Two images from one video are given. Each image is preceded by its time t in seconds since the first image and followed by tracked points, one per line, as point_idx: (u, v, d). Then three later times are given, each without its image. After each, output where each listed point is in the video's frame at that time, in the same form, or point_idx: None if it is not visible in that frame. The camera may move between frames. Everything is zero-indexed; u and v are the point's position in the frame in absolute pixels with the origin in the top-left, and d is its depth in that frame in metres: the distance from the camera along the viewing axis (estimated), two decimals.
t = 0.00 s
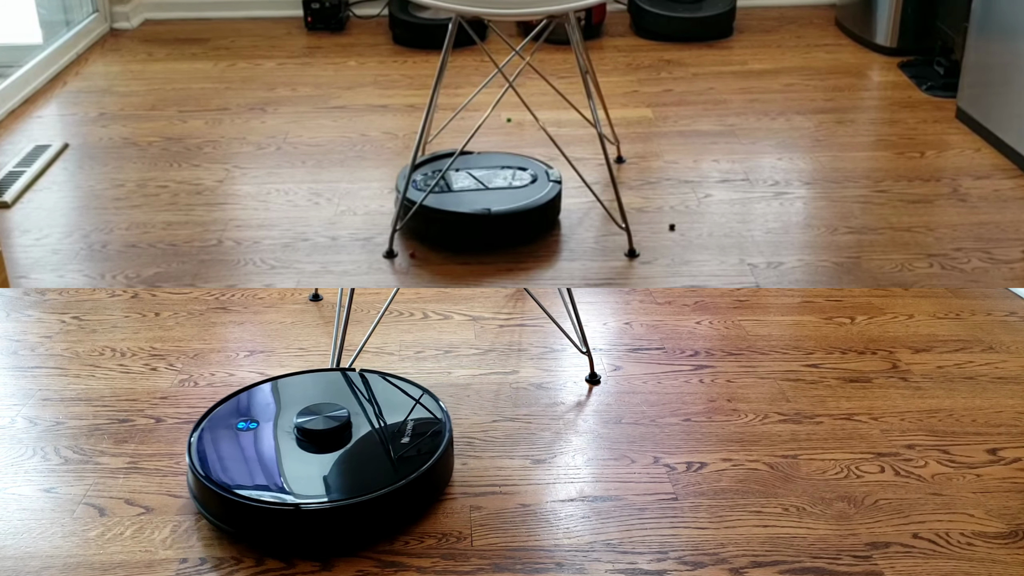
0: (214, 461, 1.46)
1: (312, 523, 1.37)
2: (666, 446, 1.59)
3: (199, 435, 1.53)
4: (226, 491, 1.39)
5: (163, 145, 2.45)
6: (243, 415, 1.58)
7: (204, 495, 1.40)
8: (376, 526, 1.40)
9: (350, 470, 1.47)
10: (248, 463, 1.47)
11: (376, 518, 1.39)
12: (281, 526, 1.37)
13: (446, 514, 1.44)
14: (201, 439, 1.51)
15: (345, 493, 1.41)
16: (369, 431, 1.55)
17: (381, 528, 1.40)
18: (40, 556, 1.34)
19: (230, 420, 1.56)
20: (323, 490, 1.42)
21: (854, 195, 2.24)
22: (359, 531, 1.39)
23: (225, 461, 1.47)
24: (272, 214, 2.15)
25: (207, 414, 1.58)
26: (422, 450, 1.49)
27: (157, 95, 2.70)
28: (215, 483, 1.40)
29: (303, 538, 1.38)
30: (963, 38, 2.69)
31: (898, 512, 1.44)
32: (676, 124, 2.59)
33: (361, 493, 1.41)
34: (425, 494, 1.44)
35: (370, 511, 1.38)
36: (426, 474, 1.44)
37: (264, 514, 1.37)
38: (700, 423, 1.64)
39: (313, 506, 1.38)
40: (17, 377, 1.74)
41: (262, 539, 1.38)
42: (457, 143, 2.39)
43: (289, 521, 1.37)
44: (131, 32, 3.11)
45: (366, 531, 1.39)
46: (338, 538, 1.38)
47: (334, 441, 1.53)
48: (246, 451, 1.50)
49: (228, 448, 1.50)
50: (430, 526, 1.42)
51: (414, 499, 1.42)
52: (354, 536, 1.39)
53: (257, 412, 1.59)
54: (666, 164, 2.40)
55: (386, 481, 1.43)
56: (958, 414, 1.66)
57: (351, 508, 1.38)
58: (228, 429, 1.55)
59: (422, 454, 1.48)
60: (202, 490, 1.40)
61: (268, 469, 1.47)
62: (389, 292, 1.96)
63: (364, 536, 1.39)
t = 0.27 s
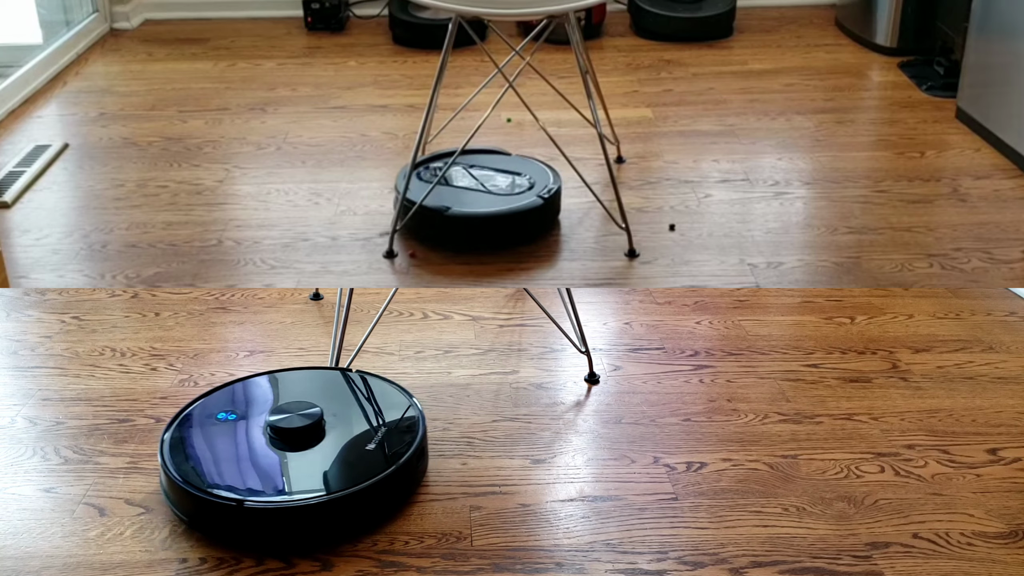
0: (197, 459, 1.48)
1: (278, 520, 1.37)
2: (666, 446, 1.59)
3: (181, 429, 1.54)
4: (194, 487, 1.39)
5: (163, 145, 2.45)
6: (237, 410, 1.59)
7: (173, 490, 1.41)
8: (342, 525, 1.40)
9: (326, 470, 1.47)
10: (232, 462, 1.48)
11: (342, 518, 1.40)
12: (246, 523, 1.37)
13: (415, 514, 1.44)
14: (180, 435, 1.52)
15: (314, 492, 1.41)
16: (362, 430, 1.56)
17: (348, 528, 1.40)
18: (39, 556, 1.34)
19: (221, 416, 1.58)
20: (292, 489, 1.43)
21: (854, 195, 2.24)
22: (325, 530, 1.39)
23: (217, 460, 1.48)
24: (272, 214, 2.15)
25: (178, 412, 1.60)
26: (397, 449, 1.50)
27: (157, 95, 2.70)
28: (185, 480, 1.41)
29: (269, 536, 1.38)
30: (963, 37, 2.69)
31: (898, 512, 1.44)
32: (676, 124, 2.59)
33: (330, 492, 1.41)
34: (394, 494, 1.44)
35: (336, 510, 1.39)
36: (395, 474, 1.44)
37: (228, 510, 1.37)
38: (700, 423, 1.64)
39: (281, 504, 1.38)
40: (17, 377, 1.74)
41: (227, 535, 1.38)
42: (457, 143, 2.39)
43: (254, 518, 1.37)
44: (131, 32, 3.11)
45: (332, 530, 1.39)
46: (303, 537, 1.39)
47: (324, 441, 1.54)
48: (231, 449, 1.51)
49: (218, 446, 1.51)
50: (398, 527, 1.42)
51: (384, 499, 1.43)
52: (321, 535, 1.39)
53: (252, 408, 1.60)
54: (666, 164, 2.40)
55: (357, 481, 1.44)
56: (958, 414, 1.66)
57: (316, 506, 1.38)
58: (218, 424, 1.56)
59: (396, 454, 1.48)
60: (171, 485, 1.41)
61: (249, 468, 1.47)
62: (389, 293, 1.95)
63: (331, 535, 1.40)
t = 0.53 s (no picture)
0: (199, 458, 1.48)
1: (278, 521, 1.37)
2: (666, 446, 1.59)
3: (184, 430, 1.54)
4: (196, 487, 1.39)
5: (163, 145, 2.45)
6: (239, 411, 1.59)
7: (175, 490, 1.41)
8: (343, 528, 1.39)
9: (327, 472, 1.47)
10: (234, 463, 1.48)
11: (344, 520, 1.39)
12: (247, 523, 1.37)
13: (418, 517, 1.44)
14: (183, 436, 1.52)
15: (314, 493, 1.41)
16: (363, 431, 1.56)
17: (349, 530, 1.40)
18: (40, 556, 1.34)
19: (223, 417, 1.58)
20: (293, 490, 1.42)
21: (854, 195, 2.24)
22: (327, 532, 1.39)
23: (219, 461, 1.48)
24: (272, 214, 2.15)
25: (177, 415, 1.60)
26: (399, 451, 1.49)
27: (157, 95, 2.70)
28: (187, 480, 1.41)
29: (270, 536, 1.38)
30: (963, 37, 2.69)
31: (898, 512, 1.44)
32: (676, 124, 2.59)
33: (331, 494, 1.41)
34: (397, 497, 1.44)
35: (338, 511, 1.38)
36: (399, 476, 1.43)
37: (229, 511, 1.37)
38: (700, 423, 1.64)
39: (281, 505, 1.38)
40: (17, 377, 1.74)
41: (228, 535, 1.38)
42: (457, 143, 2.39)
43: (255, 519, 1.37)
44: (131, 32, 3.11)
45: (332, 532, 1.39)
46: (305, 538, 1.38)
47: (326, 442, 1.54)
48: (232, 450, 1.51)
49: (222, 447, 1.51)
50: (400, 529, 1.41)
51: (386, 501, 1.42)
52: (322, 537, 1.39)
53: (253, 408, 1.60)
54: (666, 164, 2.40)
55: (359, 481, 1.44)
56: (958, 414, 1.66)
57: (317, 508, 1.38)
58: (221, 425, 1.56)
59: (399, 456, 1.48)
60: (174, 485, 1.41)
61: (251, 468, 1.47)
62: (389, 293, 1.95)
63: (332, 537, 1.39)
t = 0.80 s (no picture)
0: (197, 459, 1.47)
1: (277, 521, 1.37)
2: (666, 446, 1.59)
3: (184, 430, 1.54)
4: (196, 487, 1.39)
5: (163, 145, 2.45)
6: (239, 411, 1.59)
7: (175, 490, 1.41)
8: (342, 529, 1.39)
9: (327, 473, 1.47)
10: (234, 463, 1.48)
11: (342, 521, 1.39)
12: (245, 524, 1.37)
13: (417, 518, 1.43)
14: (182, 436, 1.52)
15: (312, 493, 1.41)
16: (363, 431, 1.55)
17: (348, 531, 1.39)
18: (39, 556, 1.34)
19: (223, 418, 1.58)
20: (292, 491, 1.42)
21: (854, 195, 2.24)
22: (325, 533, 1.38)
23: (218, 461, 1.48)
24: (273, 214, 2.15)
25: (179, 415, 1.60)
26: (400, 452, 1.49)
27: (157, 95, 2.70)
28: (187, 480, 1.41)
29: (268, 537, 1.37)
30: (962, 37, 2.69)
31: (898, 512, 1.44)
32: (676, 124, 2.58)
33: (330, 494, 1.40)
34: (396, 497, 1.43)
35: (336, 512, 1.38)
36: (399, 476, 1.44)
37: (227, 511, 1.37)
38: (700, 423, 1.64)
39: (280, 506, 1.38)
40: (17, 377, 1.73)
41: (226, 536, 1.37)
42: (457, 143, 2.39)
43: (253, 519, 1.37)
44: (131, 32, 3.11)
45: (328, 533, 1.38)
46: (305, 538, 1.38)
47: (326, 443, 1.53)
48: (233, 450, 1.51)
49: (221, 448, 1.51)
50: (399, 531, 1.41)
51: (382, 504, 1.41)
52: (320, 538, 1.38)
53: (253, 408, 1.60)
54: (666, 164, 2.40)
55: (359, 482, 1.43)
56: (958, 414, 1.66)
57: (316, 508, 1.37)
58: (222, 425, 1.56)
59: (399, 457, 1.48)
60: (174, 485, 1.41)
61: (249, 468, 1.47)
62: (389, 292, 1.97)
63: (330, 538, 1.39)
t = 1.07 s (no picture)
0: (192, 465, 1.47)
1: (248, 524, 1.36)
2: (666, 446, 1.59)
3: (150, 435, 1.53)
4: (164, 494, 1.38)
5: (163, 145, 2.45)
6: (231, 413, 1.59)
7: (141, 496, 1.40)
8: (315, 529, 1.39)
9: (303, 474, 1.47)
10: (227, 467, 1.48)
11: (316, 521, 1.39)
12: (217, 529, 1.36)
13: (389, 518, 1.43)
14: (150, 441, 1.52)
15: (277, 497, 1.40)
16: (361, 432, 1.55)
17: (322, 532, 1.39)
18: (40, 556, 1.34)
19: (211, 421, 1.57)
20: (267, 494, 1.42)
21: (854, 195, 2.24)
22: (298, 534, 1.38)
23: (184, 465, 1.47)
24: (273, 214, 2.15)
25: (155, 412, 1.60)
26: (372, 452, 1.49)
27: (157, 95, 2.70)
28: (153, 485, 1.40)
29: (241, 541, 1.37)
30: (963, 37, 2.69)
31: (898, 512, 1.44)
32: (676, 124, 2.58)
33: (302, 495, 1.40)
34: (368, 497, 1.44)
35: (308, 513, 1.38)
36: (368, 478, 1.43)
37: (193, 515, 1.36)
38: (700, 423, 1.64)
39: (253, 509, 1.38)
40: (17, 377, 1.73)
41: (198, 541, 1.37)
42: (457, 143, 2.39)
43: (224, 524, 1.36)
44: (131, 32, 3.11)
45: (294, 537, 1.38)
46: (279, 540, 1.38)
47: (293, 447, 1.53)
48: (212, 454, 1.50)
49: (197, 453, 1.50)
50: (372, 530, 1.41)
51: (350, 508, 1.41)
52: (294, 539, 1.38)
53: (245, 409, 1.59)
54: (666, 164, 2.40)
55: (328, 484, 1.43)
56: (958, 414, 1.66)
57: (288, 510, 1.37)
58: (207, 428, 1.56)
59: (372, 457, 1.48)
60: (141, 492, 1.40)
61: (215, 473, 1.46)
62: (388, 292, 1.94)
63: (304, 539, 1.39)
